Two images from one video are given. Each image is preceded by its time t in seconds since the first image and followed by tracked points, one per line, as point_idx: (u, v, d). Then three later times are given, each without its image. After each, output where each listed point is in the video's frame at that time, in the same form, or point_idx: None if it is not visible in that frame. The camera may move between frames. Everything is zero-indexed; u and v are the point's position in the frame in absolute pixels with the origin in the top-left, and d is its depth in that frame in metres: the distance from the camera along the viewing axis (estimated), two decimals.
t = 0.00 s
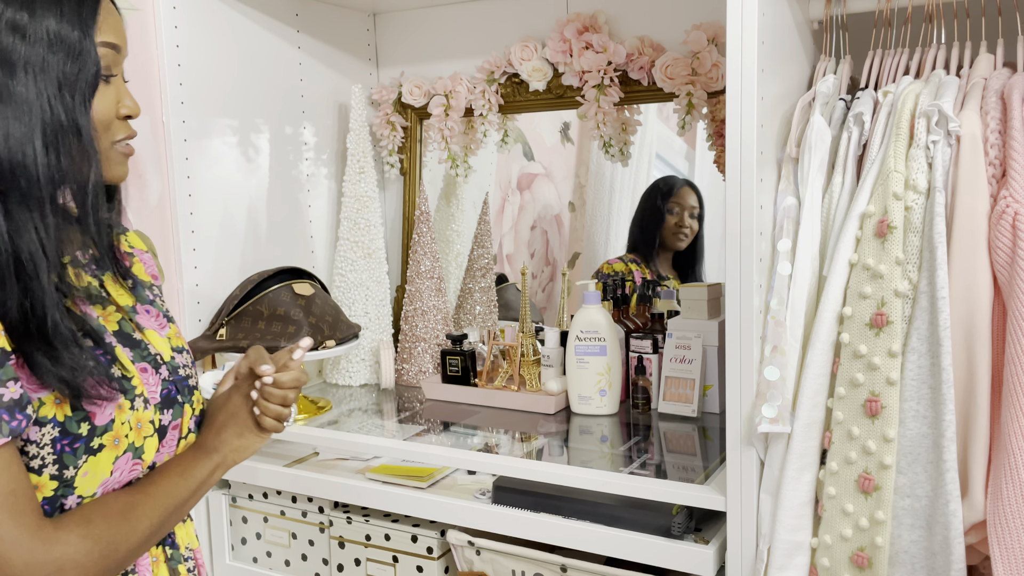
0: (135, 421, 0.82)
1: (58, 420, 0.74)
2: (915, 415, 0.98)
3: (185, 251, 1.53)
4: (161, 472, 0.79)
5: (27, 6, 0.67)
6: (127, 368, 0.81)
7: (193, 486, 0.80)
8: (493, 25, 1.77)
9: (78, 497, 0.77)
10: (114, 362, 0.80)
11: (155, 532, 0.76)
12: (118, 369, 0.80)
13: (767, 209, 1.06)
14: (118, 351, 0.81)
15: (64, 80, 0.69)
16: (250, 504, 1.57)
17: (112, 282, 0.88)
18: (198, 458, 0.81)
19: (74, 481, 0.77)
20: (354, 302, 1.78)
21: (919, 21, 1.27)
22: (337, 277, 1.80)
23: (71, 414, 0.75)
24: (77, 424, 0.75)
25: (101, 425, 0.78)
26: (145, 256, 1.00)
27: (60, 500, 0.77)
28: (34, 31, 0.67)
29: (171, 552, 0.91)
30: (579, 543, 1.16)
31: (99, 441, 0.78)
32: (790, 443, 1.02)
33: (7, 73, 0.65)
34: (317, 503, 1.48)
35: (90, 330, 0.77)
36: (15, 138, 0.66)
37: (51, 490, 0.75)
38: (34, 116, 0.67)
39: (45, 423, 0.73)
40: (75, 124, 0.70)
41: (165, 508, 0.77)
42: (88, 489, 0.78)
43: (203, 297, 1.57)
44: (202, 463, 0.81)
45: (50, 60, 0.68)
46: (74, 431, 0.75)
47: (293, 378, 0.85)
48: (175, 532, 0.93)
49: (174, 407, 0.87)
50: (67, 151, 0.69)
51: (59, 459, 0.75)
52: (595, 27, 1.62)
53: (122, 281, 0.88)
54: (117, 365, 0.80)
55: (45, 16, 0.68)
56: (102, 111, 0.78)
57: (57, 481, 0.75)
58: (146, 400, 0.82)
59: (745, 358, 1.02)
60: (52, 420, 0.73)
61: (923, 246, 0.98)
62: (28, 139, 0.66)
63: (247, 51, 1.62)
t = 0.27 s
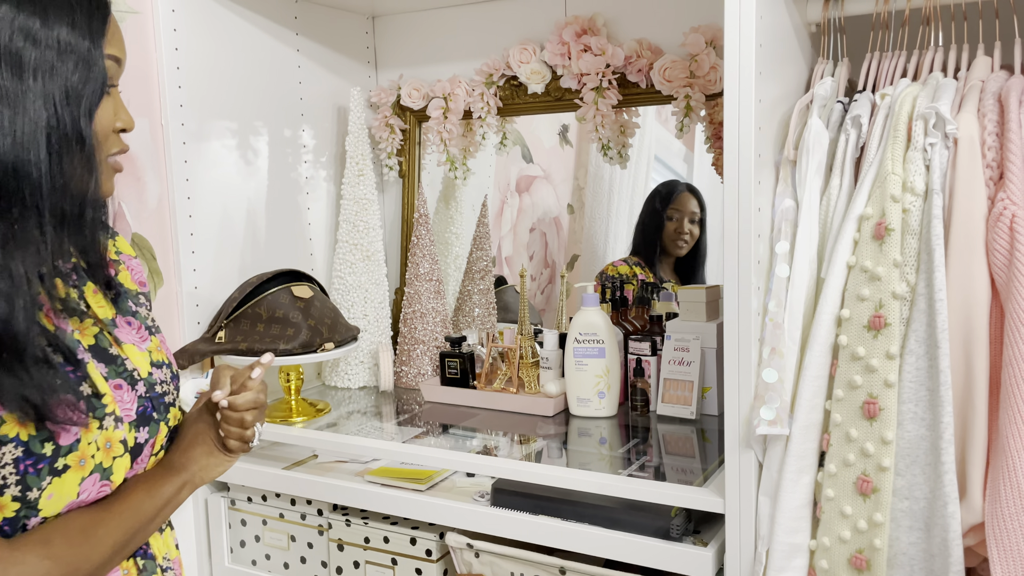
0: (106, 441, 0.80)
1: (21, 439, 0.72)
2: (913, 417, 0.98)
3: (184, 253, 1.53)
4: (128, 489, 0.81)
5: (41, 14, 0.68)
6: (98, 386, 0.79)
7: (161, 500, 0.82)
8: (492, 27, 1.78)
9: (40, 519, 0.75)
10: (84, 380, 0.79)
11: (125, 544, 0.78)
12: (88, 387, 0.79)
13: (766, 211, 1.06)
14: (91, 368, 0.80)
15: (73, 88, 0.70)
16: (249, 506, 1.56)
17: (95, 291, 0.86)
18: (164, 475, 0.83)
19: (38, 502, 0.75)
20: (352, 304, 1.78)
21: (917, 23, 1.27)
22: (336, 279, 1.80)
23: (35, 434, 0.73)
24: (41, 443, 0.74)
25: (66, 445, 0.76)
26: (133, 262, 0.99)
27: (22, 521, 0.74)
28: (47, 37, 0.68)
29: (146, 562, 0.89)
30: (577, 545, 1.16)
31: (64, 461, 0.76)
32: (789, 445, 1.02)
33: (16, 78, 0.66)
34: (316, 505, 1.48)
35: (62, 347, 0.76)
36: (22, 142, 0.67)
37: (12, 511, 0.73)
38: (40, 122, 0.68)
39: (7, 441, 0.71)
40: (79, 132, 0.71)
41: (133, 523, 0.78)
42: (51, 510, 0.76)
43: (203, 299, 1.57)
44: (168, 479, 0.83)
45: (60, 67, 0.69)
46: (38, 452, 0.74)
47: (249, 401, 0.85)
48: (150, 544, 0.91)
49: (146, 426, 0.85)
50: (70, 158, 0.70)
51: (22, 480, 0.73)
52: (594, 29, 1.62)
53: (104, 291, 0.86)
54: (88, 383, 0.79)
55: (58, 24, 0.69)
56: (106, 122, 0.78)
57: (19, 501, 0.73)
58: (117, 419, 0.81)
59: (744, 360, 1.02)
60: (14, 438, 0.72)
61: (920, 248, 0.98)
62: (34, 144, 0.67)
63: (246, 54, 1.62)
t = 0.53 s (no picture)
0: (96, 445, 0.80)
1: (5, 444, 0.72)
2: (910, 420, 0.98)
3: (182, 257, 1.53)
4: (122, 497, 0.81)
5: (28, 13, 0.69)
6: (87, 388, 0.79)
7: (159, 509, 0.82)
8: (489, 31, 1.78)
9: (29, 527, 0.75)
10: (75, 382, 0.79)
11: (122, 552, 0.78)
12: (78, 390, 0.78)
13: (762, 214, 1.06)
14: (82, 371, 0.80)
15: (65, 89, 0.71)
16: (247, 510, 1.56)
17: (90, 293, 0.87)
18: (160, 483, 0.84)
19: (25, 510, 0.74)
20: (351, 307, 1.78)
21: (913, 26, 1.28)
22: (334, 282, 1.80)
23: (20, 438, 0.73)
24: (27, 448, 0.73)
25: (53, 450, 0.75)
26: (132, 265, 0.99)
27: (10, 530, 0.73)
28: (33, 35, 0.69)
29: None
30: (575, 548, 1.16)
31: (52, 466, 0.75)
32: (786, 448, 1.02)
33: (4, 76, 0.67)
34: (314, 508, 1.47)
35: (51, 350, 0.77)
36: (8, 140, 0.67)
37: None
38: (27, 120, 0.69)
39: None
40: (66, 131, 0.72)
41: (130, 530, 0.79)
42: (39, 518, 0.75)
43: (200, 303, 1.57)
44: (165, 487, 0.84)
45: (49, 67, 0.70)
46: (22, 457, 0.73)
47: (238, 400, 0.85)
48: (149, 560, 0.90)
49: (140, 431, 0.85)
50: (58, 156, 0.71)
51: (7, 487, 0.72)
52: (591, 32, 1.62)
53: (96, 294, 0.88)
54: (78, 385, 0.79)
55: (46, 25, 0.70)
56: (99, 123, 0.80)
57: (6, 510, 0.72)
58: (109, 423, 0.81)
59: (740, 363, 1.03)
60: None
61: (917, 250, 0.98)
62: (18, 143, 0.68)
63: (244, 57, 1.63)
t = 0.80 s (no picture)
0: (114, 451, 0.79)
1: (17, 448, 0.72)
2: (907, 421, 0.98)
3: (181, 259, 1.53)
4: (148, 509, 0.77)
5: None
6: (105, 391, 0.78)
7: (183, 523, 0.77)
8: (488, 33, 1.78)
9: (44, 538, 0.74)
10: (93, 384, 0.78)
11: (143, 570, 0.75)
12: (96, 393, 0.78)
13: (760, 216, 1.06)
14: (99, 372, 0.79)
15: (65, 75, 0.70)
16: (245, 513, 1.56)
17: (113, 295, 0.88)
18: (191, 493, 0.79)
19: (39, 520, 0.74)
20: (349, 309, 1.78)
21: (910, 28, 1.28)
22: (333, 284, 1.80)
23: (33, 442, 0.72)
24: (39, 452, 0.73)
25: (69, 455, 0.75)
26: (156, 268, 0.99)
27: (25, 542, 0.73)
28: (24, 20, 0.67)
29: None
30: (574, 550, 1.17)
31: (68, 473, 0.75)
32: (784, 449, 1.02)
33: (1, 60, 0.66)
34: (313, 511, 1.47)
35: (66, 351, 0.75)
36: (6, 124, 0.66)
37: (12, 530, 0.72)
38: (26, 103, 0.67)
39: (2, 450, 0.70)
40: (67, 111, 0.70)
41: (147, 550, 0.75)
42: (55, 528, 0.75)
43: (199, 305, 1.57)
44: (194, 497, 0.78)
45: (43, 53, 0.69)
46: (35, 462, 0.73)
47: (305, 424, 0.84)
48: None
49: (158, 437, 0.84)
50: (60, 139, 0.69)
51: (20, 494, 0.72)
52: (589, 35, 1.62)
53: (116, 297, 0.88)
54: (95, 387, 0.78)
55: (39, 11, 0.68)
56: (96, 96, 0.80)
57: (18, 519, 0.72)
58: (127, 427, 0.80)
59: (739, 364, 1.03)
60: (10, 447, 0.71)
61: (914, 252, 0.99)
62: (17, 128, 0.67)
63: (242, 60, 1.63)
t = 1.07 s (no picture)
0: (133, 457, 0.79)
1: (39, 456, 0.71)
2: (904, 423, 0.98)
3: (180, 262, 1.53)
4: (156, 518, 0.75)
5: None
6: (127, 396, 0.78)
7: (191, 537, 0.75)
8: (486, 35, 1.78)
9: (60, 545, 0.74)
10: (113, 389, 0.77)
11: None
12: (117, 397, 0.77)
13: (757, 218, 1.07)
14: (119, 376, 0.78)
15: (90, 68, 0.69)
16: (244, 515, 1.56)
17: (126, 295, 0.87)
18: (200, 505, 0.77)
19: (57, 528, 0.73)
20: (348, 311, 1.78)
21: (906, 31, 1.28)
22: (331, 287, 1.80)
23: (55, 449, 0.72)
24: (61, 460, 0.72)
25: (90, 462, 0.74)
26: (164, 263, 0.98)
27: (41, 550, 0.73)
28: (46, 9, 0.66)
29: None
30: (572, 552, 1.17)
31: (89, 480, 0.75)
32: (782, 450, 1.02)
33: (22, 45, 0.64)
34: (311, 513, 1.47)
35: (88, 354, 0.74)
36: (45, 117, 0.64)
37: (30, 538, 0.72)
38: (65, 95, 0.66)
39: (24, 459, 0.70)
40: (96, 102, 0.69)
41: (159, 562, 0.72)
42: (71, 534, 0.75)
43: (197, 308, 1.57)
44: (203, 511, 0.77)
45: (70, 44, 0.67)
46: (57, 469, 0.72)
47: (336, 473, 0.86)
48: None
49: (171, 443, 0.84)
50: (93, 132, 0.68)
51: (40, 502, 0.71)
52: (587, 37, 1.63)
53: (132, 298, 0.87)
54: (117, 392, 0.77)
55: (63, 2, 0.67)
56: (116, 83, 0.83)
57: (37, 527, 0.72)
58: (145, 434, 0.80)
59: (736, 366, 1.03)
60: (32, 455, 0.70)
61: (910, 254, 0.99)
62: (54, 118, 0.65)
63: (241, 62, 1.63)
